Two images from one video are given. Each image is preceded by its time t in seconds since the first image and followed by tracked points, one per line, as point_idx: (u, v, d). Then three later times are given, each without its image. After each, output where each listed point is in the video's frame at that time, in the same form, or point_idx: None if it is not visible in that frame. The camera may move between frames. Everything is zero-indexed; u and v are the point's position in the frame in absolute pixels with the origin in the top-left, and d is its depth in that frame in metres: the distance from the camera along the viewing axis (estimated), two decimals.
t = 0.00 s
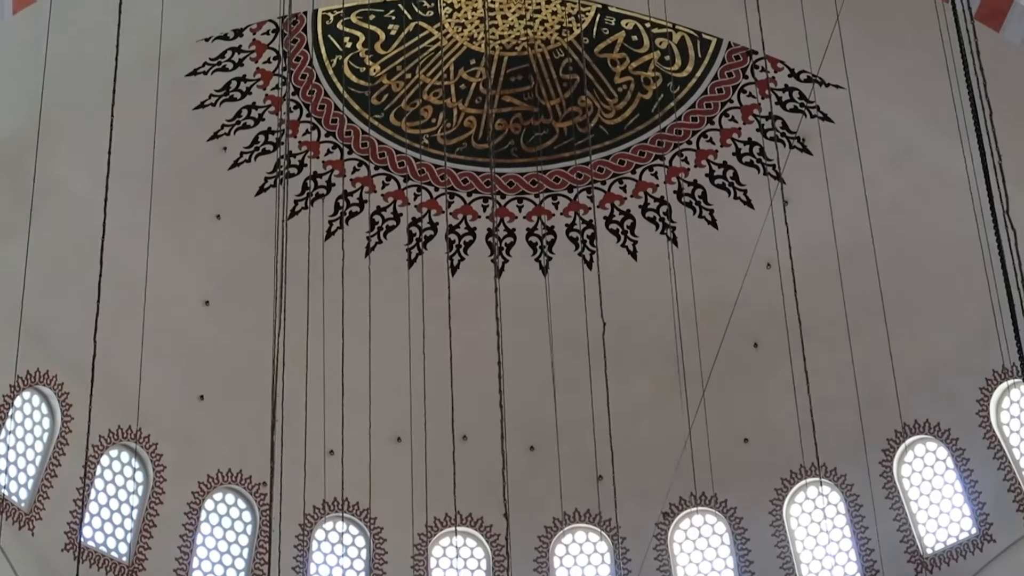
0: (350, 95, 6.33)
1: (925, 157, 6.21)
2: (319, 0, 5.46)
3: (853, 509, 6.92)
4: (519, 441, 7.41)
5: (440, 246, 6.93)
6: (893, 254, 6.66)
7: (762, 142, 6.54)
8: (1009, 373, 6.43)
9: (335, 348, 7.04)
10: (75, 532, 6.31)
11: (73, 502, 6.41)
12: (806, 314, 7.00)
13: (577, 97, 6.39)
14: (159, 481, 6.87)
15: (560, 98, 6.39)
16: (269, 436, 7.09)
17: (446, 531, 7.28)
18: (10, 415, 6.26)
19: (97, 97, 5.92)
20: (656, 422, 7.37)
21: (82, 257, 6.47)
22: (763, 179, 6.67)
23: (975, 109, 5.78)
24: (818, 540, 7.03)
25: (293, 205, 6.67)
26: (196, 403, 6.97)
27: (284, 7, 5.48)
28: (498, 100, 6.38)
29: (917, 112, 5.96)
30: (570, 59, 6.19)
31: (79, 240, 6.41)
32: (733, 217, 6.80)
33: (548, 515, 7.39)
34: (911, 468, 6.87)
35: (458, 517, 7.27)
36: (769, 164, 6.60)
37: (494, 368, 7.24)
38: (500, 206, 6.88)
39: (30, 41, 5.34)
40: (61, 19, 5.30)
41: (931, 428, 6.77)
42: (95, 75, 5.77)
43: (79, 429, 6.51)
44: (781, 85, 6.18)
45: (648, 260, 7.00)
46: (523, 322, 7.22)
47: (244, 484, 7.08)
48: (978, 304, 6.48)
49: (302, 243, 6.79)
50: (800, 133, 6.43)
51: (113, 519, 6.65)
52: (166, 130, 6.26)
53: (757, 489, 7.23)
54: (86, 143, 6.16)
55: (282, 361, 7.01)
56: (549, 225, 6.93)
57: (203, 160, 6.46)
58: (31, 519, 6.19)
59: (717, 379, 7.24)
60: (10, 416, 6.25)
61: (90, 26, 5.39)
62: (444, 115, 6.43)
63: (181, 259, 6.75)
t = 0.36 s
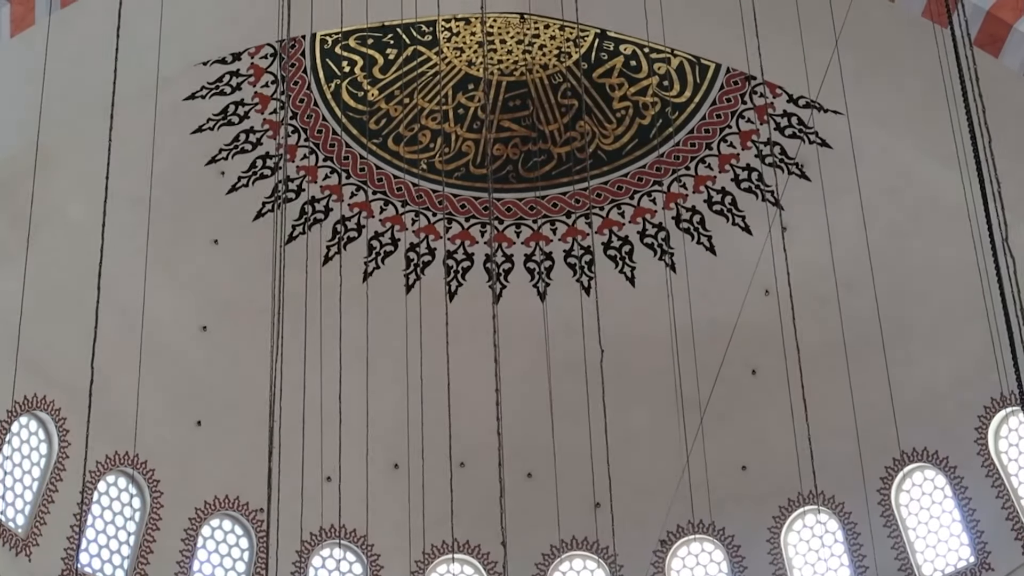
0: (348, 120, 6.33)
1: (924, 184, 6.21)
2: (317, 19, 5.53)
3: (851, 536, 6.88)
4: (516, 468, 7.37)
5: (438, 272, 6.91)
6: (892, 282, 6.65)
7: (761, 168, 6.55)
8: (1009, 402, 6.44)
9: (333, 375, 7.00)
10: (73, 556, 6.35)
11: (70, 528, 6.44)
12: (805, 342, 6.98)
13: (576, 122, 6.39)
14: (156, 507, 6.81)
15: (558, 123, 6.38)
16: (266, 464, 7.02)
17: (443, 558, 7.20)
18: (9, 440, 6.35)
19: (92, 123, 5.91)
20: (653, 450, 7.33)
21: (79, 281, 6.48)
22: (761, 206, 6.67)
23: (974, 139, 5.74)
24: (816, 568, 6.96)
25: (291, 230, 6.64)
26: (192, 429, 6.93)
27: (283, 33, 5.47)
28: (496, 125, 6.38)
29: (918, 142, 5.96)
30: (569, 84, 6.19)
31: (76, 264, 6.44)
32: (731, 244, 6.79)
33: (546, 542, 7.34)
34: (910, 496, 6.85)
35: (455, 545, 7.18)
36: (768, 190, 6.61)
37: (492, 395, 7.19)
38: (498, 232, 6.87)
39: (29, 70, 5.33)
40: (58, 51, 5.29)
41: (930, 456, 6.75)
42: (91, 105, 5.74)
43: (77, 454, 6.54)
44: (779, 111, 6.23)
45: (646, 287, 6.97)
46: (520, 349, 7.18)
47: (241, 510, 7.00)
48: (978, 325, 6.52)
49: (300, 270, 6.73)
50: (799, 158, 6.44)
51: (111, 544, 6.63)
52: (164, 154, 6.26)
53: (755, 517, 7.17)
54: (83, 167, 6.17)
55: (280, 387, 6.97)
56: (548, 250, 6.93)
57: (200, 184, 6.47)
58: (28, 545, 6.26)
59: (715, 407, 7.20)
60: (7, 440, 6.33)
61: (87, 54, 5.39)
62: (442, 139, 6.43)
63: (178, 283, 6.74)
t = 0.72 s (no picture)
0: (347, 136, 6.35)
1: (921, 200, 6.21)
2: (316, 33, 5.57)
3: (849, 555, 6.88)
4: (513, 484, 7.34)
5: (436, 288, 6.91)
6: (889, 299, 6.66)
7: (759, 185, 6.54)
8: (1006, 420, 6.47)
9: (330, 391, 6.97)
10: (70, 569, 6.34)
11: (68, 544, 6.43)
12: (803, 360, 6.97)
13: (573, 139, 6.41)
14: (153, 523, 6.78)
15: (556, 140, 6.41)
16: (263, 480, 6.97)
17: None
18: (6, 455, 6.35)
19: (90, 138, 5.93)
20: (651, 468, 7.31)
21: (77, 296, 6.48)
22: (759, 223, 6.67)
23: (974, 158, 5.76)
24: None
25: (288, 246, 6.63)
26: (189, 445, 6.88)
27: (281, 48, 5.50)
28: (494, 141, 6.40)
29: (915, 159, 5.98)
30: (567, 100, 6.21)
31: (74, 280, 6.43)
32: (729, 260, 6.78)
33: (544, 560, 7.32)
34: (908, 514, 6.86)
35: (452, 562, 7.13)
36: (766, 207, 6.59)
37: (489, 412, 7.16)
38: (496, 248, 6.87)
39: (28, 84, 5.36)
40: (57, 66, 5.32)
41: (928, 473, 6.77)
42: (90, 118, 5.77)
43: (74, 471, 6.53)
44: (778, 128, 6.22)
45: (645, 304, 6.96)
46: (517, 365, 7.17)
47: (237, 526, 6.95)
48: (976, 343, 6.52)
49: (298, 284, 6.70)
50: (797, 175, 6.43)
51: (107, 562, 6.58)
52: (162, 168, 6.30)
53: (753, 534, 7.14)
54: (82, 181, 6.20)
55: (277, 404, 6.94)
56: (545, 266, 6.93)
57: (199, 199, 6.47)
58: (24, 561, 6.29)
59: (713, 424, 7.16)
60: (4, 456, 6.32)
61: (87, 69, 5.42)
62: (440, 155, 6.43)
63: (174, 298, 6.70)
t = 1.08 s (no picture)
0: (346, 150, 6.36)
1: (919, 217, 6.23)
2: (316, 46, 5.58)
3: (846, 569, 6.89)
4: (512, 499, 7.32)
5: (435, 302, 6.89)
6: (887, 315, 6.67)
7: (758, 200, 6.56)
8: (1004, 435, 6.54)
9: (328, 405, 6.95)
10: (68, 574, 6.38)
11: (65, 557, 6.45)
12: (802, 374, 6.93)
13: (572, 154, 6.44)
14: (150, 537, 6.79)
15: (555, 155, 6.43)
16: (261, 496, 6.93)
17: None
18: (3, 467, 6.43)
19: (90, 150, 5.94)
20: (649, 483, 7.29)
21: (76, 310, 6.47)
22: (758, 238, 6.68)
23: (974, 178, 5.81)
24: None
25: (287, 260, 6.63)
26: (187, 458, 6.88)
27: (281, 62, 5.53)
28: (493, 156, 6.42)
29: (912, 175, 6.00)
30: (566, 115, 6.23)
31: (73, 293, 6.43)
32: (727, 275, 6.77)
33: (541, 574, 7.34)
34: (905, 530, 6.88)
35: None
36: (765, 223, 6.62)
37: (487, 427, 7.14)
38: (495, 262, 6.90)
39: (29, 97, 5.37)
40: (57, 76, 5.33)
41: (925, 488, 6.79)
42: (90, 131, 5.77)
43: (72, 484, 6.54)
44: (777, 143, 6.25)
45: (643, 319, 6.96)
46: (516, 381, 7.14)
47: (236, 540, 6.91)
48: (974, 358, 6.52)
49: (297, 298, 6.72)
50: (796, 191, 6.45)
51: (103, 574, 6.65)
52: (162, 182, 6.31)
53: (751, 548, 7.13)
54: (82, 192, 6.19)
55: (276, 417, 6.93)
56: (544, 281, 6.93)
57: (197, 213, 6.46)
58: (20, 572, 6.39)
59: (711, 439, 7.16)
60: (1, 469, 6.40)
61: (87, 82, 5.43)
62: (439, 169, 6.46)
63: (174, 312, 6.70)
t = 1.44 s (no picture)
0: (348, 166, 6.37)
1: (921, 234, 6.23)
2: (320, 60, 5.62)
3: None
4: (512, 514, 7.30)
5: (436, 318, 6.89)
6: (888, 332, 6.68)
7: (759, 217, 6.56)
8: (1005, 452, 6.51)
9: (330, 420, 6.96)
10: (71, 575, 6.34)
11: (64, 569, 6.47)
12: (802, 391, 6.94)
13: (574, 170, 6.46)
14: (150, 551, 6.76)
15: (557, 171, 6.44)
16: (262, 507, 6.95)
17: None
18: (5, 481, 6.41)
19: (93, 165, 5.95)
20: (649, 498, 7.29)
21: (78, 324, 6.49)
22: (760, 255, 6.65)
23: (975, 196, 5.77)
24: None
25: (289, 274, 6.62)
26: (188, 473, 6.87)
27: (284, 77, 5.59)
28: (495, 171, 6.44)
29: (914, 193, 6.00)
30: (568, 131, 6.25)
31: (74, 308, 6.43)
32: (729, 291, 6.76)
33: None
34: (906, 545, 6.86)
35: None
36: (767, 239, 6.58)
37: (488, 441, 7.14)
38: (496, 278, 6.90)
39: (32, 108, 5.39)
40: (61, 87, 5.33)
41: (926, 504, 6.77)
42: (92, 145, 5.79)
43: (72, 498, 6.56)
44: (778, 159, 6.26)
45: (644, 335, 6.96)
46: (517, 396, 7.14)
47: (236, 555, 6.91)
48: (975, 374, 6.53)
49: (299, 313, 6.72)
50: (797, 208, 6.45)
51: None
52: (163, 198, 6.28)
53: (752, 564, 7.12)
54: (83, 208, 6.20)
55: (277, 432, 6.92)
56: (545, 297, 6.92)
57: (199, 228, 6.46)
58: None
59: (712, 454, 7.15)
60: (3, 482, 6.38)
61: (89, 97, 5.46)
62: (441, 185, 6.48)
63: (176, 327, 6.72)
